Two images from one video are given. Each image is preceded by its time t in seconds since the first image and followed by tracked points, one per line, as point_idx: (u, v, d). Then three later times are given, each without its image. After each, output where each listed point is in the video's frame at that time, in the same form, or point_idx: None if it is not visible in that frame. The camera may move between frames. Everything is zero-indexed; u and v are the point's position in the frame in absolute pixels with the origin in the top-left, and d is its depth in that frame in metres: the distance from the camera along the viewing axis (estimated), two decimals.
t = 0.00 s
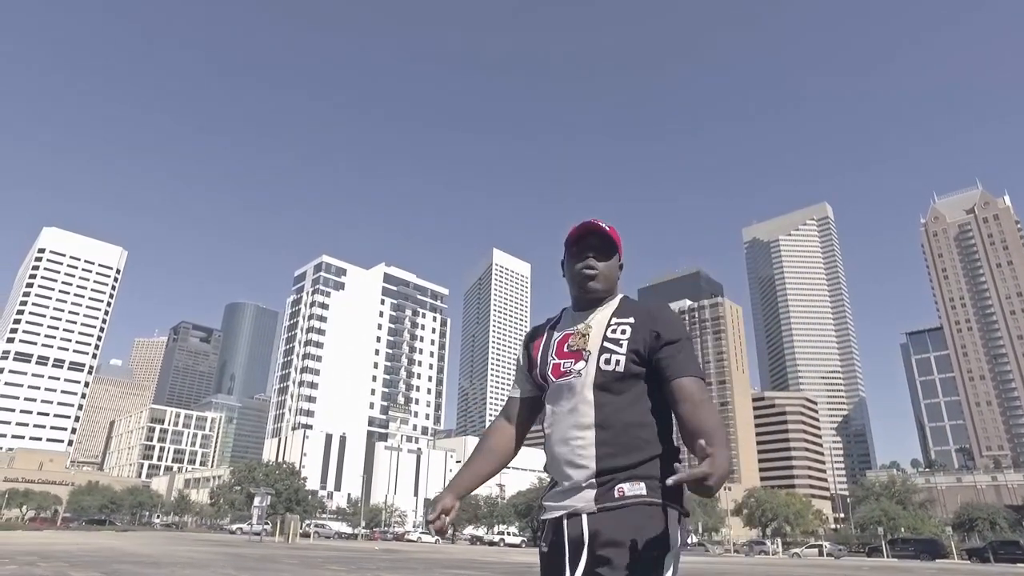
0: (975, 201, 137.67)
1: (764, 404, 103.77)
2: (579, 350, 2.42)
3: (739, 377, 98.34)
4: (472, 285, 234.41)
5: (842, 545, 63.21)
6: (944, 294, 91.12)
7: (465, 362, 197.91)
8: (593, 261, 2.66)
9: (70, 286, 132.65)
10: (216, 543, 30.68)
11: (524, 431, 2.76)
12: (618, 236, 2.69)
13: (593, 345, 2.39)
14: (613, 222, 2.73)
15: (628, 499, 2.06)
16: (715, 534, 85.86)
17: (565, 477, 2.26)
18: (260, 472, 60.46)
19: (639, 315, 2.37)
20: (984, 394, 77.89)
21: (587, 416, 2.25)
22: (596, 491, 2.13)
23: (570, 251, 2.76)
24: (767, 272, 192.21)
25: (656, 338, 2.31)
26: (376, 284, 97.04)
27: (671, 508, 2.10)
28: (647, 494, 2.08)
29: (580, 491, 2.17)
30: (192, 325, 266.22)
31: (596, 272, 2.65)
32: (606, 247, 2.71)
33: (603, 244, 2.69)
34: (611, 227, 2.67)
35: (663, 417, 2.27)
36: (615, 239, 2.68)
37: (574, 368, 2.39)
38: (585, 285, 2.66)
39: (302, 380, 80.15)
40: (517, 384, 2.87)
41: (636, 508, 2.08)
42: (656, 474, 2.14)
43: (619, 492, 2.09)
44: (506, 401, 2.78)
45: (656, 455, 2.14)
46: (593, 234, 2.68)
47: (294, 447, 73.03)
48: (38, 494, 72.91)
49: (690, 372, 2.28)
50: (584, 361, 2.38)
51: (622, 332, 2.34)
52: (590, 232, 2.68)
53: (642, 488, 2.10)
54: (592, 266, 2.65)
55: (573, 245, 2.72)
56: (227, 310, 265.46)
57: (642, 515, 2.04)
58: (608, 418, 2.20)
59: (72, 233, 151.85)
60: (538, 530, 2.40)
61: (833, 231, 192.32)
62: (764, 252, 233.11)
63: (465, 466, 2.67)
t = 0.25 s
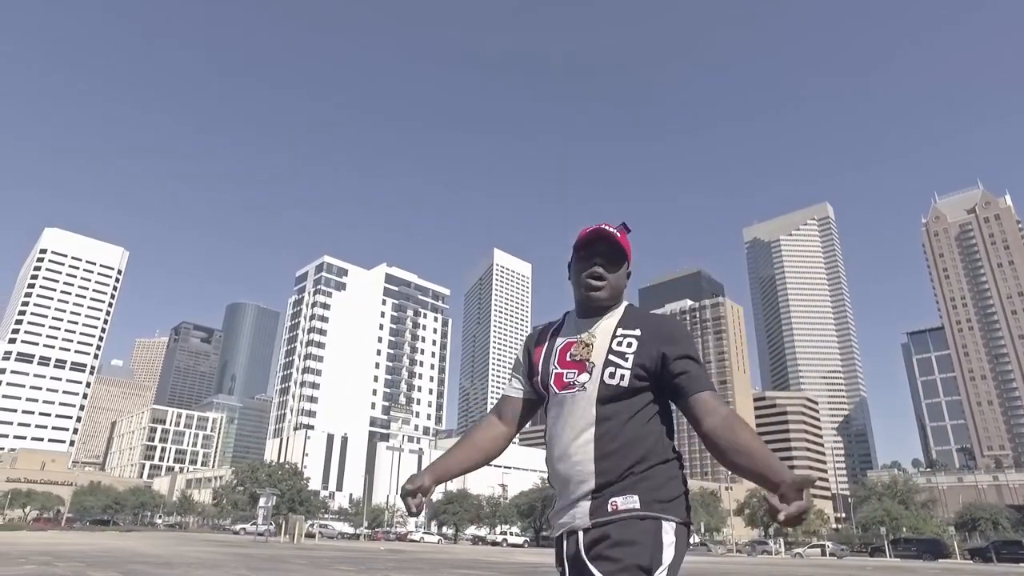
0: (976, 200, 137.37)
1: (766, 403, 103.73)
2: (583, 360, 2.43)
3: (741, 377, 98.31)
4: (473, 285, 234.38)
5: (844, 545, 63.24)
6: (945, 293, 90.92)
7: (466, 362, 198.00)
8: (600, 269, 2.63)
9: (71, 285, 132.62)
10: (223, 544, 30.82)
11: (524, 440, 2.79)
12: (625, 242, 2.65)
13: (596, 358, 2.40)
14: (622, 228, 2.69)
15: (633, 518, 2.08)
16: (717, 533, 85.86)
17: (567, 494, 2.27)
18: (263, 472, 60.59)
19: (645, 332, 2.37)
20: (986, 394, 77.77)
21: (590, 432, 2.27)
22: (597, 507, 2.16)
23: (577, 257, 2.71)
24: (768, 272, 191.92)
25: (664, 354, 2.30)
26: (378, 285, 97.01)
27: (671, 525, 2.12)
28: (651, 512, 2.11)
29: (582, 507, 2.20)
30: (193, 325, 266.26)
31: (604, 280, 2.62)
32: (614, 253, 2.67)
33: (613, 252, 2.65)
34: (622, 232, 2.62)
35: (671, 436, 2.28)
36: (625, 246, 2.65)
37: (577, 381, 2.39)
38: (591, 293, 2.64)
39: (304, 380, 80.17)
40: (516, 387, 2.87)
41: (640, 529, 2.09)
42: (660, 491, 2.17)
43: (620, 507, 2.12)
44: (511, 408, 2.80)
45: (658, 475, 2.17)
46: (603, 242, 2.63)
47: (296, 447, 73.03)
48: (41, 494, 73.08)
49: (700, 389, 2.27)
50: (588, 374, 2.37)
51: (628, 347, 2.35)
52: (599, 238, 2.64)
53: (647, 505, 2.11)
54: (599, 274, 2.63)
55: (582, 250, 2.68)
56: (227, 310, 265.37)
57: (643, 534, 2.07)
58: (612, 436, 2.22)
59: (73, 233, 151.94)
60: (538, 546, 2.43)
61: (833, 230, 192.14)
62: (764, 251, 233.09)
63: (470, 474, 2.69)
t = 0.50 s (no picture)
0: (975, 201, 137.44)
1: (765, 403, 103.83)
2: (590, 346, 2.43)
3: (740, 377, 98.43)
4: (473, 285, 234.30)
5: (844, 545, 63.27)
6: (945, 293, 90.90)
7: (466, 362, 198.01)
8: (607, 257, 2.67)
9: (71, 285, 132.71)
10: (228, 544, 30.92)
11: (530, 428, 2.82)
12: (632, 228, 2.69)
13: (602, 344, 2.41)
14: (629, 214, 2.73)
15: (636, 506, 2.05)
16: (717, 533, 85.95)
17: (566, 480, 2.27)
18: (263, 472, 60.60)
19: (653, 319, 2.37)
20: (984, 394, 77.81)
21: (593, 420, 2.26)
22: (597, 492, 2.15)
23: (584, 245, 2.77)
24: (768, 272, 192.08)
25: (669, 342, 2.31)
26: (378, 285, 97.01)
27: (674, 518, 2.08)
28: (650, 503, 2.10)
29: (580, 492, 2.21)
30: (192, 325, 266.13)
31: (612, 267, 2.64)
32: (622, 240, 2.72)
33: (619, 240, 2.71)
34: (629, 218, 2.67)
35: (677, 427, 2.27)
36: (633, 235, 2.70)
37: (582, 367, 2.40)
38: (600, 279, 2.67)
39: (303, 380, 80.13)
40: (523, 376, 2.91)
41: (638, 519, 2.07)
42: (665, 484, 2.14)
43: (626, 500, 2.09)
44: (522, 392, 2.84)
45: (663, 466, 2.15)
46: (610, 226, 2.68)
47: (295, 447, 72.97)
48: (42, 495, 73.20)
49: (706, 379, 2.28)
50: (593, 359, 2.38)
51: (635, 333, 2.36)
52: (605, 223, 2.69)
53: (649, 495, 2.10)
54: (607, 262, 2.66)
55: (593, 236, 2.73)
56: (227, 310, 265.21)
57: (645, 525, 2.04)
58: (614, 423, 2.22)
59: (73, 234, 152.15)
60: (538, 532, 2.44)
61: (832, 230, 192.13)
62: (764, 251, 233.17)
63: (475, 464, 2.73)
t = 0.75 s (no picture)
0: (976, 200, 137.24)
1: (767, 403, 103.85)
2: (607, 343, 2.31)
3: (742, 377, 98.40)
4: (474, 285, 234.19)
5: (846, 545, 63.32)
6: (947, 293, 90.82)
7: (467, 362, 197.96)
8: (607, 248, 2.54)
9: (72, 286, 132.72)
10: (234, 545, 30.93)
11: (540, 436, 2.64)
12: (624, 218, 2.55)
13: (622, 341, 2.29)
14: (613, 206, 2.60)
15: (670, 510, 1.98)
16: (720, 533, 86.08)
17: (591, 487, 2.15)
18: (266, 473, 60.78)
19: (669, 313, 2.29)
20: (986, 394, 77.78)
21: (620, 422, 2.15)
22: (632, 499, 2.03)
23: (575, 241, 2.62)
24: (769, 272, 192.03)
25: (687, 336, 2.23)
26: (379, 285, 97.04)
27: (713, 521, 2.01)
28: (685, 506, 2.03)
29: (615, 497, 2.08)
30: (193, 326, 266.13)
31: (613, 259, 2.52)
32: (613, 231, 2.59)
33: (613, 229, 2.57)
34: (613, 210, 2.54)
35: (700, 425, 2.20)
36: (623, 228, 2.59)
37: (600, 365, 2.27)
38: (604, 272, 2.54)
39: (306, 381, 80.31)
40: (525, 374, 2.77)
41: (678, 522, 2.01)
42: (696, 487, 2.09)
43: (660, 505, 2.01)
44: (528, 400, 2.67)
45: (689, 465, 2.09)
46: (596, 220, 2.56)
47: (297, 448, 73.07)
48: (46, 496, 73.45)
49: (726, 373, 2.22)
50: (614, 355, 2.26)
51: (655, 329, 2.27)
52: (593, 218, 2.55)
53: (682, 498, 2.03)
54: (606, 254, 2.53)
55: (580, 228, 2.59)
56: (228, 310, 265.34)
57: (683, 530, 1.98)
58: (642, 424, 2.12)
59: (75, 235, 152.24)
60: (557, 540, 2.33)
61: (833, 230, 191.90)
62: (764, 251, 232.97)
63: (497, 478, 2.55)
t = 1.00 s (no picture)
0: (981, 199, 136.65)
1: (772, 404, 103.68)
2: (576, 351, 2.40)
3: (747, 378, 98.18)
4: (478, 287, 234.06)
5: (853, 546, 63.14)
6: (953, 293, 90.46)
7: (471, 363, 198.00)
8: (570, 258, 2.62)
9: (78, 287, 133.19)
10: (244, 547, 31.25)
11: (508, 446, 2.70)
12: (587, 228, 2.65)
13: (590, 349, 2.38)
14: (578, 214, 2.70)
15: (639, 511, 2.09)
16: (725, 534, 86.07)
17: (556, 493, 2.25)
18: (273, 475, 61.12)
19: (636, 321, 2.40)
20: (993, 394, 77.50)
21: (586, 430, 2.25)
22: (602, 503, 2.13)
23: (540, 251, 2.71)
24: (773, 272, 191.32)
25: (650, 342, 2.35)
26: (384, 286, 97.32)
27: (676, 522, 2.15)
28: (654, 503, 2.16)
29: (586, 504, 2.15)
30: (198, 328, 265.74)
31: (577, 269, 2.61)
32: (577, 240, 2.67)
33: (577, 240, 2.65)
34: (577, 218, 2.64)
35: (665, 430, 2.32)
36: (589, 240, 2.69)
37: (570, 373, 2.36)
38: (569, 282, 2.62)
39: (311, 383, 80.45)
40: (490, 381, 2.80)
41: (650, 522, 2.12)
42: (664, 490, 2.22)
43: (630, 508, 2.12)
44: (494, 413, 2.66)
45: (654, 469, 2.20)
46: (559, 229, 2.63)
47: (302, 449, 73.16)
48: (54, 498, 74.00)
49: (686, 379, 2.35)
50: (582, 365, 2.35)
51: (623, 336, 2.37)
52: (557, 228, 2.64)
53: (649, 502, 2.14)
54: (572, 264, 2.61)
55: (545, 239, 2.68)
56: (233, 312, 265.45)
57: (652, 531, 2.09)
58: (612, 429, 2.21)
59: (81, 238, 153.00)
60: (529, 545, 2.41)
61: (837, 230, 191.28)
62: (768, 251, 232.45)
63: (476, 486, 2.58)
